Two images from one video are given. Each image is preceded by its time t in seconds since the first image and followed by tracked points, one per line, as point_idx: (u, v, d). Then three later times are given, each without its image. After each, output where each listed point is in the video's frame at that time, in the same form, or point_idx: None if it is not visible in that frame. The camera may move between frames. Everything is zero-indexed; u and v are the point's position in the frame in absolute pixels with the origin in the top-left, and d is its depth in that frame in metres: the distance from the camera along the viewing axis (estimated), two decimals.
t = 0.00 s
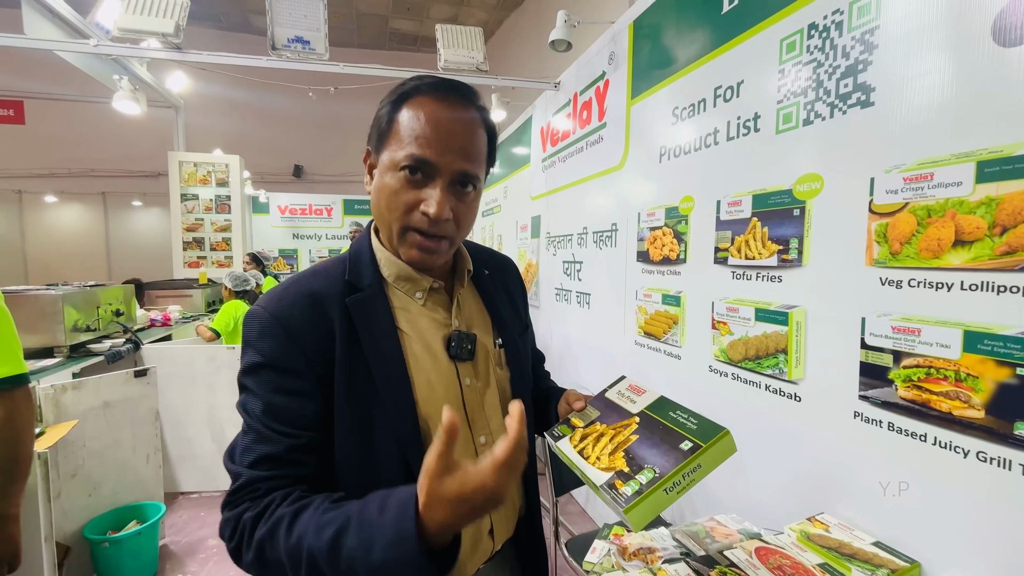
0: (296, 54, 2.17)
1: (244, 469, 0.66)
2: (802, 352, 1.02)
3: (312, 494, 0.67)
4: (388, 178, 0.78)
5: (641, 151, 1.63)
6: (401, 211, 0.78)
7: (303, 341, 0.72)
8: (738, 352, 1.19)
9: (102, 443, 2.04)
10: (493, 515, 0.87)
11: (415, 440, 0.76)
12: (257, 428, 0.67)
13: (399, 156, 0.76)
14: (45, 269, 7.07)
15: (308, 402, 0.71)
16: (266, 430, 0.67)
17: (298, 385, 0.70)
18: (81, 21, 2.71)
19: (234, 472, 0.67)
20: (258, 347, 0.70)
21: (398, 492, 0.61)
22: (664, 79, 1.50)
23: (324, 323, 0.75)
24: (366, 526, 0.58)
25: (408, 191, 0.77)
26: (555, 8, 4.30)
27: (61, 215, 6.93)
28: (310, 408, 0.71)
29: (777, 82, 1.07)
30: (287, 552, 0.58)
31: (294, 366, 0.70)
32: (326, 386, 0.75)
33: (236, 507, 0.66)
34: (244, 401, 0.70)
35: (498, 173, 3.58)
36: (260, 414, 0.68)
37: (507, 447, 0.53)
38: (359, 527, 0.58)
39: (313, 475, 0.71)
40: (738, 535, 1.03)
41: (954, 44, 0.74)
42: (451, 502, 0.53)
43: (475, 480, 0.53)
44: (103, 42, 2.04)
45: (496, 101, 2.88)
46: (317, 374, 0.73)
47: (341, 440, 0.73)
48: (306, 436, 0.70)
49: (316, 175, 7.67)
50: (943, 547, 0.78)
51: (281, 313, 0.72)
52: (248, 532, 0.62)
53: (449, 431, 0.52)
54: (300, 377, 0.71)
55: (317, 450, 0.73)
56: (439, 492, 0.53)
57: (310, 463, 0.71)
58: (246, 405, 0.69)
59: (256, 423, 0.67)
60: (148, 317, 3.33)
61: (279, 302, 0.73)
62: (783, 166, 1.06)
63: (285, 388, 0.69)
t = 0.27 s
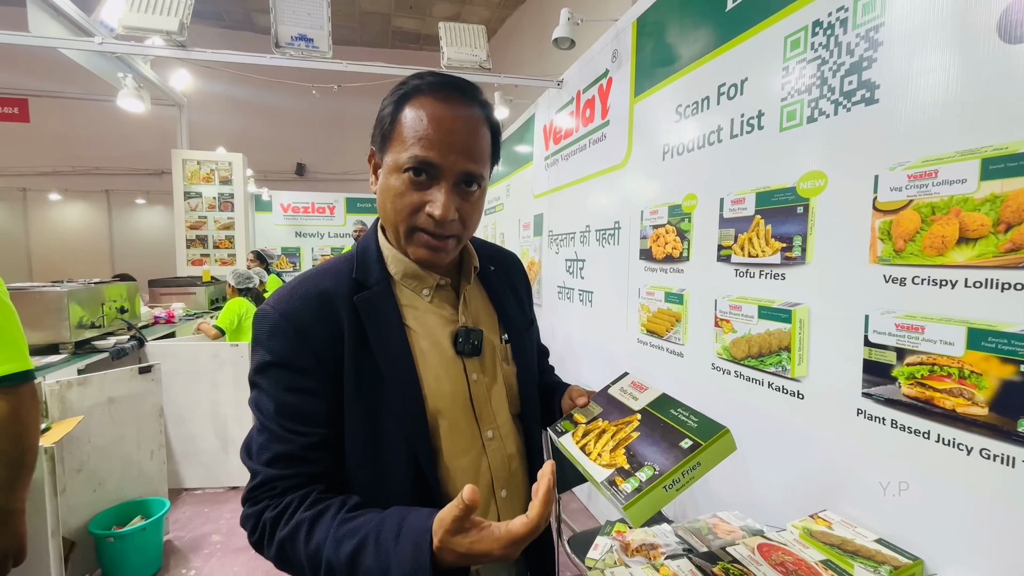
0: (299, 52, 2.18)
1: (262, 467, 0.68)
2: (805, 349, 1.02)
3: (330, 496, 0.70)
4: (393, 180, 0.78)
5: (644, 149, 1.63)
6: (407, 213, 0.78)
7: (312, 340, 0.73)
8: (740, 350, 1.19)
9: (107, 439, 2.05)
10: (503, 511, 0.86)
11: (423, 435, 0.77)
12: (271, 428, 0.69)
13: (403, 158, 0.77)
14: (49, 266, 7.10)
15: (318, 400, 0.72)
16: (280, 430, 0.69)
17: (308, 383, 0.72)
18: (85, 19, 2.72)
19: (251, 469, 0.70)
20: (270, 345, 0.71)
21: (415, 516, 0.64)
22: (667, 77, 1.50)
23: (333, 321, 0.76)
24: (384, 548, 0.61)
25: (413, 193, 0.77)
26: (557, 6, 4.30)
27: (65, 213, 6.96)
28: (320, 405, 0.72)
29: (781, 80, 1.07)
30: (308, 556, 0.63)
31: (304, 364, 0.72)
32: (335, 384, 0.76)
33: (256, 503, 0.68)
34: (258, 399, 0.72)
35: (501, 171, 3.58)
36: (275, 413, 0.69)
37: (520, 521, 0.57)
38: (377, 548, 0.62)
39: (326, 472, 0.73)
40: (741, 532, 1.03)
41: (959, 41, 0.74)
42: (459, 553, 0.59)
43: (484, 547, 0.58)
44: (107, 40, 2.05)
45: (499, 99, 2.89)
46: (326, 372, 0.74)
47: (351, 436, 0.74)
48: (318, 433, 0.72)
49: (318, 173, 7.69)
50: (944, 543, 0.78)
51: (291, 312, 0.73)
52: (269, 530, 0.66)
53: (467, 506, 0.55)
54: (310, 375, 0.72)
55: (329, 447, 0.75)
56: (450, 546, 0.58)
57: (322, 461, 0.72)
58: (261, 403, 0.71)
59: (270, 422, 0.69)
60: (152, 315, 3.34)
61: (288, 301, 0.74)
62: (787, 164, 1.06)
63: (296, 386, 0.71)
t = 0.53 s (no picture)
0: (301, 48, 2.17)
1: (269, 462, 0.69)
2: (808, 346, 1.01)
3: (336, 490, 0.70)
4: (396, 171, 0.78)
5: (647, 146, 1.63)
6: (410, 204, 0.78)
7: (316, 335, 0.73)
8: (743, 347, 1.19)
9: (110, 435, 2.06)
10: (508, 505, 0.86)
11: (428, 430, 0.77)
12: (276, 423, 0.69)
13: (406, 149, 0.77)
14: (52, 263, 7.12)
15: (323, 395, 0.72)
16: (285, 425, 0.69)
17: (312, 377, 0.72)
18: (87, 15, 2.72)
19: (258, 464, 0.70)
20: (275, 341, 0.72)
21: (422, 510, 0.64)
22: (670, 73, 1.49)
23: (337, 316, 0.76)
24: (391, 540, 0.61)
25: (417, 184, 0.77)
26: (559, 2, 4.29)
27: (67, 210, 6.97)
28: (325, 400, 0.73)
29: (785, 76, 1.07)
30: (316, 550, 0.63)
31: (309, 360, 0.72)
32: (340, 378, 0.76)
33: (263, 498, 0.69)
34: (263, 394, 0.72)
35: (503, 168, 3.58)
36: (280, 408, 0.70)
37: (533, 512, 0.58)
38: (384, 540, 0.61)
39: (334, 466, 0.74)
40: (743, 528, 1.03)
41: (965, 35, 0.73)
42: (469, 544, 0.60)
43: (496, 536, 0.58)
44: (109, 36, 2.05)
45: (501, 96, 2.88)
46: (331, 367, 0.74)
47: (356, 431, 0.74)
48: (324, 427, 0.72)
49: (320, 170, 7.69)
50: (948, 540, 0.78)
51: (295, 308, 0.73)
52: (276, 525, 0.66)
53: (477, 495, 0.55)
54: (315, 370, 0.72)
55: (334, 442, 0.75)
56: (460, 536, 0.59)
57: (327, 456, 0.72)
58: (266, 399, 0.71)
59: (275, 417, 0.69)
60: (155, 311, 3.35)
61: (292, 296, 0.75)
62: (790, 160, 1.05)
63: (301, 381, 0.71)
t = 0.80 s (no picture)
0: (302, 48, 2.17)
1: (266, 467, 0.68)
2: (810, 347, 1.01)
3: (337, 492, 0.70)
4: (427, 178, 0.76)
5: (648, 145, 1.62)
6: (442, 213, 0.78)
7: (312, 337, 0.73)
8: (745, 348, 1.19)
9: (111, 435, 2.06)
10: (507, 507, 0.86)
11: (427, 430, 0.77)
12: (272, 426, 0.68)
13: (440, 158, 0.75)
14: (54, 263, 7.14)
15: (319, 397, 0.72)
16: (281, 428, 0.68)
17: (309, 380, 0.72)
18: (89, 16, 2.72)
19: (253, 469, 0.69)
20: (269, 345, 0.71)
21: (436, 500, 0.64)
22: (671, 73, 1.49)
23: (333, 318, 0.76)
24: (406, 531, 0.61)
25: (451, 193, 0.77)
26: (561, 2, 4.28)
27: (70, 210, 6.99)
28: (321, 402, 0.72)
29: (787, 75, 1.06)
30: (321, 549, 0.62)
31: (306, 362, 0.72)
32: (337, 380, 0.76)
33: (260, 503, 0.68)
34: (258, 399, 0.71)
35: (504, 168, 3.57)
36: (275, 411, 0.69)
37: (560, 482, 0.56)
38: (397, 532, 0.61)
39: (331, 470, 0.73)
40: (745, 530, 1.03)
41: (969, 34, 0.73)
42: (489, 521, 0.57)
43: (517, 512, 0.56)
44: (110, 36, 2.05)
45: (502, 96, 2.87)
46: (327, 369, 0.74)
47: (354, 432, 0.74)
48: (321, 430, 0.71)
49: (321, 170, 7.70)
50: (951, 543, 0.77)
51: (290, 311, 0.73)
52: (276, 529, 0.65)
53: (513, 464, 0.54)
54: (311, 372, 0.72)
55: (332, 444, 0.74)
56: (484, 508, 0.57)
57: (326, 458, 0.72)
58: (260, 402, 0.71)
59: (271, 420, 0.68)
60: (157, 311, 3.36)
61: (287, 300, 0.74)
62: (793, 160, 1.05)
63: (298, 384, 0.71)
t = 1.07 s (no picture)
0: (304, 47, 2.17)
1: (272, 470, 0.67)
2: (813, 347, 1.01)
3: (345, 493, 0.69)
4: (428, 173, 0.76)
5: (650, 144, 1.62)
6: (443, 207, 0.77)
7: (314, 338, 0.73)
8: (747, 347, 1.18)
9: (113, 434, 2.07)
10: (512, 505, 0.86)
11: (430, 430, 0.76)
12: (277, 428, 0.68)
13: (441, 152, 0.74)
14: (56, 262, 7.15)
15: (323, 398, 0.72)
16: (286, 430, 0.68)
17: (312, 381, 0.71)
18: (90, 15, 2.72)
19: (260, 473, 0.68)
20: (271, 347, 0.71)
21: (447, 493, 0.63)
22: (673, 71, 1.48)
23: (334, 318, 0.76)
24: (418, 524, 0.60)
25: (452, 187, 0.76)
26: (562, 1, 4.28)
27: (71, 209, 7.00)
28: (325, 403, 0.72)
29: (791, 73, 1.06)
30: (333, 549, 0.61)
31: (309, 363, 0.71)
32: (340, 381, 0.75)
33: (268, 507, 0.67)
34: (262, 402, 0.71)
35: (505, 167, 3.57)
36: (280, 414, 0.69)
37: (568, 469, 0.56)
38: (409, 527, 0.60)
39: (338, 472, 0.73)
40: (748, 530, 1.03)
41: (975, 32, 0.72)
42: (502, 513, 0.57)
43: (530, 500, 0.56)
44: (111, 35, 2.05)
45: (503, 94, 2.87)
46: (330, 370, 0.74)
47: (358, 432, 0.73)
48: (328, 431, 0.71)
49: (323, 169, 7.70)
50: (955, 543, 0.77)
51: (292, 312, 0.73)
52: (286, 532, 0.64)
53: (522, 456, 0.54)
54: (314, 373, 0.72)
55: (337, 445, 0.74)
56: (494, 501, 0.57)
57: (332, 460, 0.71)
58: (264, 405, 0.70)
59: (276, 422, 0.68)
60: (158, 310, 3.36)
61: (288, 300, 0.74)
62: (796, 159, 1.04)
63: (301, 385, 0.70)
